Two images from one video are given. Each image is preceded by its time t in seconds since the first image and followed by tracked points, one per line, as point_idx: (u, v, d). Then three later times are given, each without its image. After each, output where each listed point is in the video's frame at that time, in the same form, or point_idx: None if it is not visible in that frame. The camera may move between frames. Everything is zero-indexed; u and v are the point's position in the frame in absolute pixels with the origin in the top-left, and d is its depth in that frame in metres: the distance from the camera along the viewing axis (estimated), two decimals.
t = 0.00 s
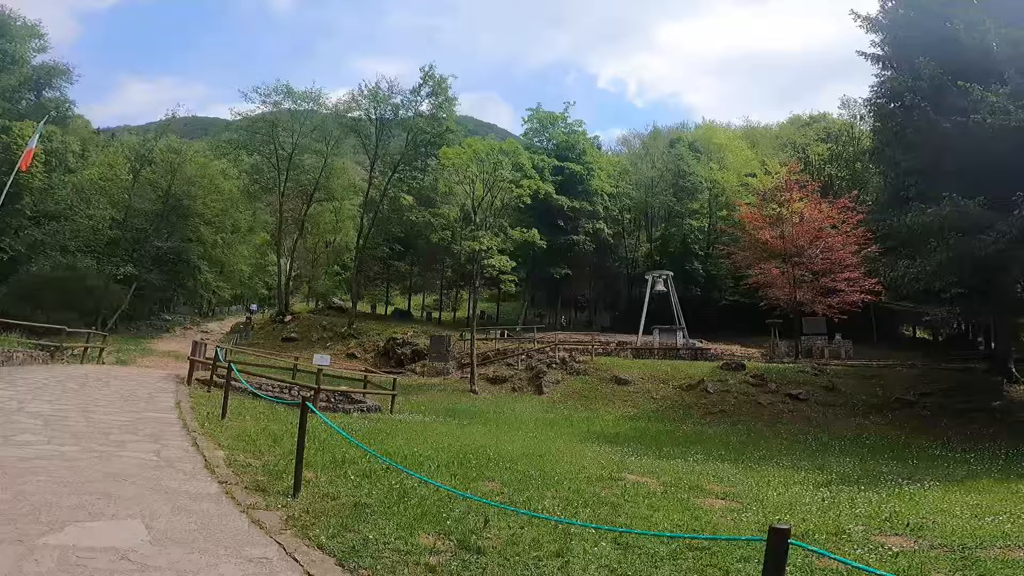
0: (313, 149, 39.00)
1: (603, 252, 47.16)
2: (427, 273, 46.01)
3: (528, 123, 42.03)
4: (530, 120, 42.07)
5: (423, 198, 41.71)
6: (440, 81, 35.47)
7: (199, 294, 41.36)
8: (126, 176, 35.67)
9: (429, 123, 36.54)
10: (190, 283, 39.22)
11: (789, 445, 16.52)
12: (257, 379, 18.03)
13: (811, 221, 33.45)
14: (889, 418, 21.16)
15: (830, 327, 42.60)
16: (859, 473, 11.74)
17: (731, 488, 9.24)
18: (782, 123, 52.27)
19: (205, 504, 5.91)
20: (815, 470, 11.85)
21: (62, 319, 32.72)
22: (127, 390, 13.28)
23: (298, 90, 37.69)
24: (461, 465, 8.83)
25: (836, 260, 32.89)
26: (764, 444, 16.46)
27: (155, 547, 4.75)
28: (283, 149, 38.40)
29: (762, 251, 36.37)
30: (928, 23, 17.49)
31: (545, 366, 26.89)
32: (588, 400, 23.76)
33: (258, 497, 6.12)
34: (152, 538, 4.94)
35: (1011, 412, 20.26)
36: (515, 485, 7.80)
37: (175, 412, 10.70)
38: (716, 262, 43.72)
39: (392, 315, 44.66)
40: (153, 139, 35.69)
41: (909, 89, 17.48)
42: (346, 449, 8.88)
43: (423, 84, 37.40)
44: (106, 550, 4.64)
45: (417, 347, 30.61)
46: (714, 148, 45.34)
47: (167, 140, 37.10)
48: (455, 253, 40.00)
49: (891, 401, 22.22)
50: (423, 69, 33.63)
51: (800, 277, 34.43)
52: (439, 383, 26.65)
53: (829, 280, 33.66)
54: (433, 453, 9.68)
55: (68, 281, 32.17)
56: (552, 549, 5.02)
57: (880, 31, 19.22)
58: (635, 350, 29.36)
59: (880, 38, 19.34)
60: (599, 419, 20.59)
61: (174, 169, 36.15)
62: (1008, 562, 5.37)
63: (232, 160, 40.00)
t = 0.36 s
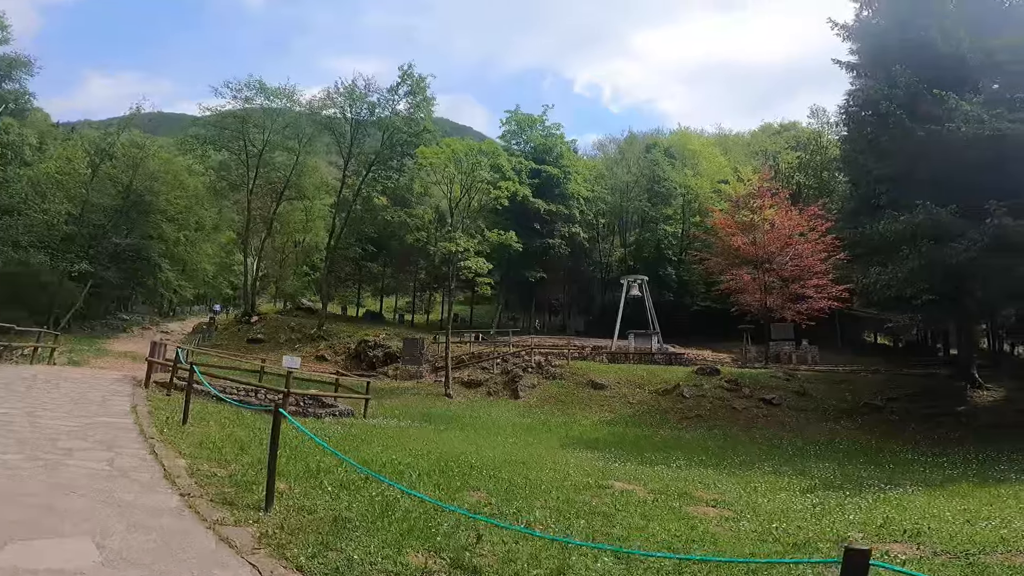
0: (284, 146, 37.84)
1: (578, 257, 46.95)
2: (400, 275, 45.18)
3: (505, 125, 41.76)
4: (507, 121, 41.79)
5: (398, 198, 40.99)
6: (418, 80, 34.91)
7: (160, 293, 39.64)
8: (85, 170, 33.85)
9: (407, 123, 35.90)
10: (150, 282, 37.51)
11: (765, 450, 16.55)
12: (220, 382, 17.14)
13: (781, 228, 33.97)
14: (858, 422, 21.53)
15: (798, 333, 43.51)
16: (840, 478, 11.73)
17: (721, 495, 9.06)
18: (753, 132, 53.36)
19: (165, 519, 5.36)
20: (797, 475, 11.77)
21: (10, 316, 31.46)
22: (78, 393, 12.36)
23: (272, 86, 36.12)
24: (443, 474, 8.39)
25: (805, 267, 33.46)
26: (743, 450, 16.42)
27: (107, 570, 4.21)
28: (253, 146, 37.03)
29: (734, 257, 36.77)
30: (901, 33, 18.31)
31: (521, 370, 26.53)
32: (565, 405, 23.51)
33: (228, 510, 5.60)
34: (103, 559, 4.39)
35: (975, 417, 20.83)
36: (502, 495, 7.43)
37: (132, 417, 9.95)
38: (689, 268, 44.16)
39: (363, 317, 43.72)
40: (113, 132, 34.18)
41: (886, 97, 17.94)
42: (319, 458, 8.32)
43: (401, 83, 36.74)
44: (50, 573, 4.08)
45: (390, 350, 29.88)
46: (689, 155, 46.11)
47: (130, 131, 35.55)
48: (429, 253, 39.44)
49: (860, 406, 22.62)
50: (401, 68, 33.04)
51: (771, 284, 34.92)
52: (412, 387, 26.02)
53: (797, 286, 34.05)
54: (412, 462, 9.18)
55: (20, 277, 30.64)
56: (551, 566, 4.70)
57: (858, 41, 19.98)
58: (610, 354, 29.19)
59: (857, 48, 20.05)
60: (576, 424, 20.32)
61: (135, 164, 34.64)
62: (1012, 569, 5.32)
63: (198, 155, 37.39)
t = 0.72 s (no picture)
0: (258, 147, 36.89)
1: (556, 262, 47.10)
2: (375, 279, 44.39)
3: (486, 130, 41.57)
4: (488, 126, 41.62)
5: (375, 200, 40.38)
6: (399, 82, 34.44)
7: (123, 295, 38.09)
8: (48, 167, 32.74)
9: (387, 125, 35.37)
10: (113, 284, 35.99)
11: (746, 458, 16.54)
12: (185, 389, 16.33)
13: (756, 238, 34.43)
14: (833, 429, 21.78)
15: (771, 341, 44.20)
16: (822, 487, 11.67)
17: (711, 507, 8.91)
18: (728, 142, 54.35)
19: (124, 542, 4.86)
20: (781, 485, 11.68)
21: None
22: (30, 401, 11.54)
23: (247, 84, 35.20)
24: (427, 487, 8.02)
25: (778, 276, 33.93)
26: (723, 458, 16.37)
27: None
28: (226, 146, 36.02)
29: (710, 265, 37.09)
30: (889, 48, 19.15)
31: (499, 377, 26.15)
32: (544, 412, 23.27)
33: (196, 532, 5.12)
34: None
35: (943, 425, 21.30)
36: (489, 510, 7.11)
37: (91, 426, 9.31)
38: (665, 276, 44.49)
39: (337, 321, 42.80)
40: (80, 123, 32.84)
41: (865, 108, 18.50)
42: (292, 471, 7.81)
43: (382, 84, 36.21)
44: None
45: (364, 355, 29.20)
46: (667, 164, 46.88)
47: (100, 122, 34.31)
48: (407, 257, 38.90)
49: (834, 414, 22.93)
50: (380, 69, 32.53)
51: (746, 292, 35.28)
52: (388, 394, 25.44)
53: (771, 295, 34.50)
54: (393, 474, 8.76)
55: None
56: None
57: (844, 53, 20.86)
58: (588, 361, 28.98)
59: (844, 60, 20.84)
60: (555, 433, 20.04)
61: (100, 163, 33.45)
62: None
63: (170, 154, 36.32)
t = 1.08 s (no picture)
0: (234, 145, 35.89)
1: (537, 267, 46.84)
2: (353, 282, 43.56)
3: (469, 133, 41.21)
4: (471, 129, 41.35)
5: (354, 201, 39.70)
6: (382, 82, 33.90)
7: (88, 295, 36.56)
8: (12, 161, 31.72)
9: (369, 125, 34.76)
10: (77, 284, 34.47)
11: (730, 465, 16.38)
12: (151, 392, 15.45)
13: (735, 245, 34.69)
14: (814, 435, 21.85)
15: (748, 347, 44.58)
16: (813, 493, 11.54)
17: (707, 516, 8.68)
18: (707, 151, 55.08)
19: (77, 562, 4.29)
20: (771, 492, 11.50)
21: None
22: None
23: (226, 81, 34.21)
24: (413, 497, 7.59)
25: (757, 283, 34.21)
26: (709, 465, 16.20)
27: None
28: (200, 143, 34.97)
29: (690, 271, 37.27)
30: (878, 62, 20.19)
31: (480, 382, 25.67)
32: (526, 418, 22.90)
33: (162, 549, 4.58)
34: None
35: (919, 431, 21.58)
36: (481, 522, 6.70)
37: (48, 430, 8.60)
38: (646, 282, 44.63)
39: (313, 324, 41.78)
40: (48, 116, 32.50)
41: (850, 115, 19.14)
42: (269, 480, 7.28)
43: (365, 83, 35.60)
44: None
45: (341, 359, 28.47)
46: (648, 172, 47.35)
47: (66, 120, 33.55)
48: (388, 259, 38.24)
49: (813, 420, 23.05)
50: (364, 69, 32.03)
51: (725, 299, 35.46)
52: (365, 398, 24.79)
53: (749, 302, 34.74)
54: (376, 483, 8.29)
55: None
56: None
57: (836, 67, 21.89)
58: (570, 367, 28.62)
59: (835, 72, 21.80)
60: (538, 440, 19.68)
61: (67, 158, 32.45)
62: None
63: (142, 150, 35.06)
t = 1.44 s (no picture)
0: (214, 143, 34.94)
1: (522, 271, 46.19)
2: (335, 283, 42.76)
3: (456, 133, 40.83)
4: (458, 129, 41.00)
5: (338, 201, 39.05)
6: (368, 81, 33.39)
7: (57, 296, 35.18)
8: None
9: (354, 125, 34.19)
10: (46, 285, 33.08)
11: (722, 470, 16.23)
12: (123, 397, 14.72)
13: (720, 247, 34.81)
14: (801, 439, 21.91)
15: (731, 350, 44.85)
16: (810, 499, 11.43)
17: (712, 525, 8.49)
18: (691, 155, 55.53)
19: None
20: (769, 499, 11.31)
21: None
22: None
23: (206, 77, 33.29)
24: (408, 511, 7.23)
25: (742, 286, 34.34)
26: (701, 470, 16.00)
27: None
28: (179, 140, 33.95)
29: (675, 275, 37.32)
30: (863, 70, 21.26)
31: (466, 386, 25.24)
32: (514, 422, 22.55)
33: None
34: None
35: (903, 435, 21.81)
36: (482, 539, 6.36)
37: (16, 440, 7.99)
38: (631, 286, 44.63)
39: (293, 326, 40.86)
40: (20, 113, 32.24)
41: (839, 120, 20.03)
42: (253, 494, 6.79)
43: (350, 82, 35.02)
44: None
45: (324, 362, 27.78)
46: (634, 175, 47.50)
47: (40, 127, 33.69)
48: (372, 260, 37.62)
49: (800, 423, 23.10)
50: (350, 67, 31.48)
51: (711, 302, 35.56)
52: (349, 403, 24.20)
53: (734, 305, 34.84)
54: (368, 495, 7.87)
55: None
56: None
57: (826, 73, 23.06)
58: (557, 371, 28.33)
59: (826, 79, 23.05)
60: (527, 446, 19.30)
61: (39, 155, 31.85)
62: None
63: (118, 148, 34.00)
